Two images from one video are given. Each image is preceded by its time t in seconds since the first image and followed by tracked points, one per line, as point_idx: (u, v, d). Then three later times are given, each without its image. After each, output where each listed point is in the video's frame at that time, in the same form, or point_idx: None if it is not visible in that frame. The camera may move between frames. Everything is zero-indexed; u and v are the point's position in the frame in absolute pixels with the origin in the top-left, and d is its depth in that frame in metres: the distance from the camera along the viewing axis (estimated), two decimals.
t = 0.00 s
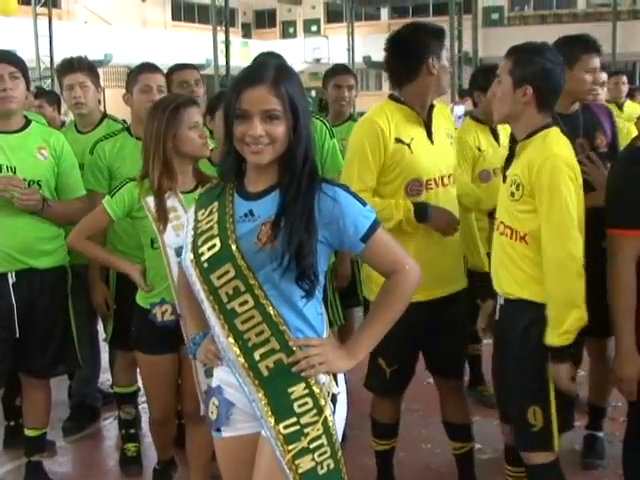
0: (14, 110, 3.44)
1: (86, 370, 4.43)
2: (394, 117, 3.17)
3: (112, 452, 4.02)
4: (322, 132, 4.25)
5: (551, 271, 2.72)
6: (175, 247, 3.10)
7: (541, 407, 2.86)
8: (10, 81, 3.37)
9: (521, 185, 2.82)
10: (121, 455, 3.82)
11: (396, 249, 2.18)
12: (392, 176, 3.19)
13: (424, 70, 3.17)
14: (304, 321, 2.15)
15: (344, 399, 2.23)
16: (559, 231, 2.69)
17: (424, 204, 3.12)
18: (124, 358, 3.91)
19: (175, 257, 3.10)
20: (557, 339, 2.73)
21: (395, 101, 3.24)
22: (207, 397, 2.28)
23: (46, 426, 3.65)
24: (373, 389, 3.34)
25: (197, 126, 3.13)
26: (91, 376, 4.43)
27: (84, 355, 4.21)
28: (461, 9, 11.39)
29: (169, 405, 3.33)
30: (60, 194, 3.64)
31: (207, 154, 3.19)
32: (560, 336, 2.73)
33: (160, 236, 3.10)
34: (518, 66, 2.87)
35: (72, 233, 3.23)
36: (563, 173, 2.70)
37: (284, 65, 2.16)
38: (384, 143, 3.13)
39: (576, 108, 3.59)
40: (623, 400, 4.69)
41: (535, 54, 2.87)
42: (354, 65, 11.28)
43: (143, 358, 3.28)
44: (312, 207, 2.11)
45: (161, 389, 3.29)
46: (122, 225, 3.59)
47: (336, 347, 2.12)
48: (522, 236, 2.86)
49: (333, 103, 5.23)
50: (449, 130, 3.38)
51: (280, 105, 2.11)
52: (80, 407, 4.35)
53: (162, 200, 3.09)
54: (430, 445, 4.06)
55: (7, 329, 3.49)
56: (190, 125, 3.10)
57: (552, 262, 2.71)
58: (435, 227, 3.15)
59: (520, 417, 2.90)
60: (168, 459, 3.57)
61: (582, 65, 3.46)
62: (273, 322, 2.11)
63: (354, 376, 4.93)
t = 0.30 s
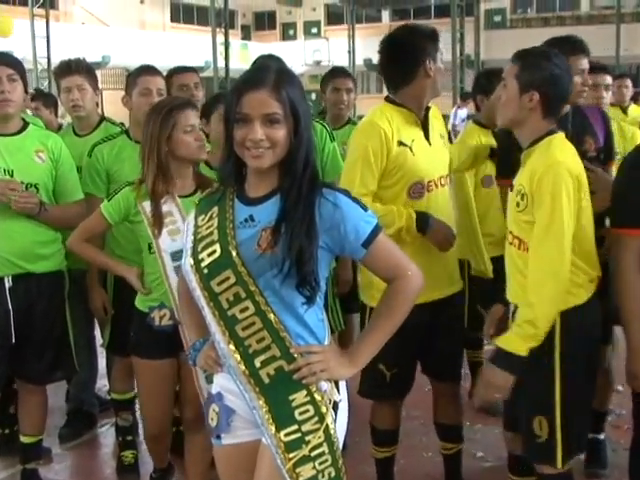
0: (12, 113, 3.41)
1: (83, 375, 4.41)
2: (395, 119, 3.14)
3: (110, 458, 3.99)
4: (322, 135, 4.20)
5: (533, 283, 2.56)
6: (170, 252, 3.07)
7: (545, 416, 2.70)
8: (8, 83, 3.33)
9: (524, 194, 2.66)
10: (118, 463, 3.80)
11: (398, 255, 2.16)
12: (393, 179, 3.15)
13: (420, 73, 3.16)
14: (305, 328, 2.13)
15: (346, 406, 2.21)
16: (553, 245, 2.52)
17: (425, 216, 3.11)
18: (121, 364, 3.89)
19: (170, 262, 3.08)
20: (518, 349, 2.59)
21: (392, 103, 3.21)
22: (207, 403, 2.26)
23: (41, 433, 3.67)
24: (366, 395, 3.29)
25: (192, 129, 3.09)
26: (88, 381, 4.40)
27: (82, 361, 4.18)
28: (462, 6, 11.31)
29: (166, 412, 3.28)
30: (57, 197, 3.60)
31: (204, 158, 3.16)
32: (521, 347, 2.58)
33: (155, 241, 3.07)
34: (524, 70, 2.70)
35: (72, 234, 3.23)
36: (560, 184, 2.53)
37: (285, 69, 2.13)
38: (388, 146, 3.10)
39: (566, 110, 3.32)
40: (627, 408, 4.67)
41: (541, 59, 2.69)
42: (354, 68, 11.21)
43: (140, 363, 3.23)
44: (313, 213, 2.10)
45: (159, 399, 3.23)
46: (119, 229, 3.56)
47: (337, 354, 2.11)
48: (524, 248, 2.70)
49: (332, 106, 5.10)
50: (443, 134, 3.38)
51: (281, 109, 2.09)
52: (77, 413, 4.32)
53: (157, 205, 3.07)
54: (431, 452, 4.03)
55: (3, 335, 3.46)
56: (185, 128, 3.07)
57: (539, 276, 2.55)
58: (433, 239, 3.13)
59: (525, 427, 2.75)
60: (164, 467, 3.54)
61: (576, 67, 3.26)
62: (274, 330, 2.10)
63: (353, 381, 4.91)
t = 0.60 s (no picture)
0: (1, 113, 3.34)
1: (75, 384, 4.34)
2: (396, 118, 3.07)
3: (102, 469, 3.91)
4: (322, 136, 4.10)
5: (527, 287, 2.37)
6: (165, 259, 2.97)
7: (558, 431, 2.50)
8: None
9: (529, 198, 2.46)
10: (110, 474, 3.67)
11: (402, 258, 2.09)
12: (398, 180, 3.08)
13: (420, 73, 3.10)
14: (306, 336, 2.07)
15: (348, 417, 2.15)
16: (551, 254, 2.32)
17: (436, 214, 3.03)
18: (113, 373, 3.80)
19: (166, 270, 2.98)
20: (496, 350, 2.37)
21: (394, 101, 3.14)
22: (204, 412, 2.19)
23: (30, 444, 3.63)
24: (370, 405, 3.23)
25: (182, 130, 3.00)
26: (79, 390, 4.33)
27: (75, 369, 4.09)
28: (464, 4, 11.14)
29: (162, 426, 3.15)
30: (48, 199, 3.53)
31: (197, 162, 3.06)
32: (500, 350, 2.38)
33: (149, 247, 2.98)
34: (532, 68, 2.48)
35: (68, 238, 3.17)
36: (567, 189, 2.33)
37: (285, 66, 2.06)
38: (392, 146, 3.03)
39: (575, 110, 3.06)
40: None
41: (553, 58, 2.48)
42: (354, 67, 11.08)
43: (135, 373, 3.10)
44: (314, 215, 2.03)
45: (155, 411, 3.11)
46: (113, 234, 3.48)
47: (340, 362, 2.04)
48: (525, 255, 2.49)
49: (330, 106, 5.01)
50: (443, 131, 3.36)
51: (281, 108, 2.02)
52: (67, 422, 4.25)
53: (151, 211, 2.99)
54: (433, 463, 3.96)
55: None
56: (175, 130, 2.98)
57: (534, 283, 2.35)
58: (444, 238, 3.04)
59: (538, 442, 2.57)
60: None
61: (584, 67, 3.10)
62: (274, 337, 2.03)
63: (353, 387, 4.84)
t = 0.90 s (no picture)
0: None
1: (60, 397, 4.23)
2: (401, 118, 2.98)
3: None
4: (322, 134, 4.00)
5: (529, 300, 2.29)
6: (157, 263, 2.86)
7: (571, 449, 2.42)
8: None
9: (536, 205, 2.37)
10: None
11: (407, 265, 1.98)
12: (408, 181, 2.99)
13: (427, 70, 3.00)
14: (307, 346, 1.96)
15: (351, 431, 2.05)
16: (554, 265, 2.24)
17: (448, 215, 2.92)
18: (101, 386, 3.69)
19: (158, 275, 2.86)
20: (504, 369, 2.32)
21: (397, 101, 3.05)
22: (199, 426, 2.09)
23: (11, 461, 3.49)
24: (381, 418, 3.12)
25: (171, 127, 2.89)
26: (65, 402, 4.22)
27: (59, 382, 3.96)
28: None
29: (160, 438, 3.00)
30: (33, 202, 3.40)
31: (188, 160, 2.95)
32: (507, 367, 2.32)
33: (140, 250, 2.86)
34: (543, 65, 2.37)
35: (52, 241, 3.07)
36: (570, 197, 2.23)
37: (283, 62, 1.95)
38: (397, 146, 2.94)
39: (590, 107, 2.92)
40: None
41: (567, 54, 2.37)
42: (353, 64, 10.92)
43: (128, 383, 2.97)
44: (314, 219, 1.92)
45: (152, 421, 2.97)
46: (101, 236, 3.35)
47: (343, 373, 1.94)
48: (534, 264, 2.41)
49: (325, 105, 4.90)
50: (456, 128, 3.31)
51: (280, 106, 1.91)
52: (49, 438, 4.12)
53: (141, 211, 2.88)
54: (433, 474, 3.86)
55: None
56: (163, 127, 2.88)
57: (537, 295, 2.27)
58: (456, 241, 2.93)
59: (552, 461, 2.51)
60: None
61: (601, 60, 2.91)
62: (273, 348, 1.93)
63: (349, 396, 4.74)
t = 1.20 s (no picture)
0: None
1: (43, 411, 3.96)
2: (409, 119, 2.87)
3: None
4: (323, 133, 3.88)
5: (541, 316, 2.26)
6: (152, 270, 2.74)
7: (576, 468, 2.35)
8: None
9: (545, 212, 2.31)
10: None
11: (414, 273, 1.88)
12: (416, 186, 2.89)
13: (440, 68, 2.89)
14: (308, 359, 1.86)
15: (354, 449, 1.94)
16: (566, 276, 2.19)
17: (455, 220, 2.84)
18: (89, 397, 3.55)
19: (152, 282, 2.74)
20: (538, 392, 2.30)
21: (408, 102, 2.94)
22: (193, 442, 1.98)
23: None
24: (392, 431, 3.00)
25: (161, 127, 2.78)
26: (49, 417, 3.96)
27: (43, 395, 3.60)
28: None
29: (155, 454, 2.91)
30: (17, 204, 3.28)
31: (181, 162, 2.84)
32: (544, 391, 2.29)
33: (134, 255, 2.74)
34: (557, 61, 2.28)
35: (37, 246, 2.91)
36: (571, 207, 2.15)
37: (283, 58, 1.86)
38: (404, 149, 2.83)
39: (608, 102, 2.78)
40: None
41: (580, 49, 2.25)
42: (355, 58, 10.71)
43: (119, 400, 2.86)
44: (316, 226, 1.82)
45: (145, 438, 2.86)
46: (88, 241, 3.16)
47: (346, 387, 1.84)
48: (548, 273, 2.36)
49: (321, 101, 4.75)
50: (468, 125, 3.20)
51: (279, 104, 1.81)
52: (35, 455, 3.92)
53: (134, 215, 2.76)
54: None
55: None
56: (152, 127, 2.77)
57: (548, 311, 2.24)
58: (464, 246, 2.84)
59: None
60: None
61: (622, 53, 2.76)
62: (272, 360, 1.83)
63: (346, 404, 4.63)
